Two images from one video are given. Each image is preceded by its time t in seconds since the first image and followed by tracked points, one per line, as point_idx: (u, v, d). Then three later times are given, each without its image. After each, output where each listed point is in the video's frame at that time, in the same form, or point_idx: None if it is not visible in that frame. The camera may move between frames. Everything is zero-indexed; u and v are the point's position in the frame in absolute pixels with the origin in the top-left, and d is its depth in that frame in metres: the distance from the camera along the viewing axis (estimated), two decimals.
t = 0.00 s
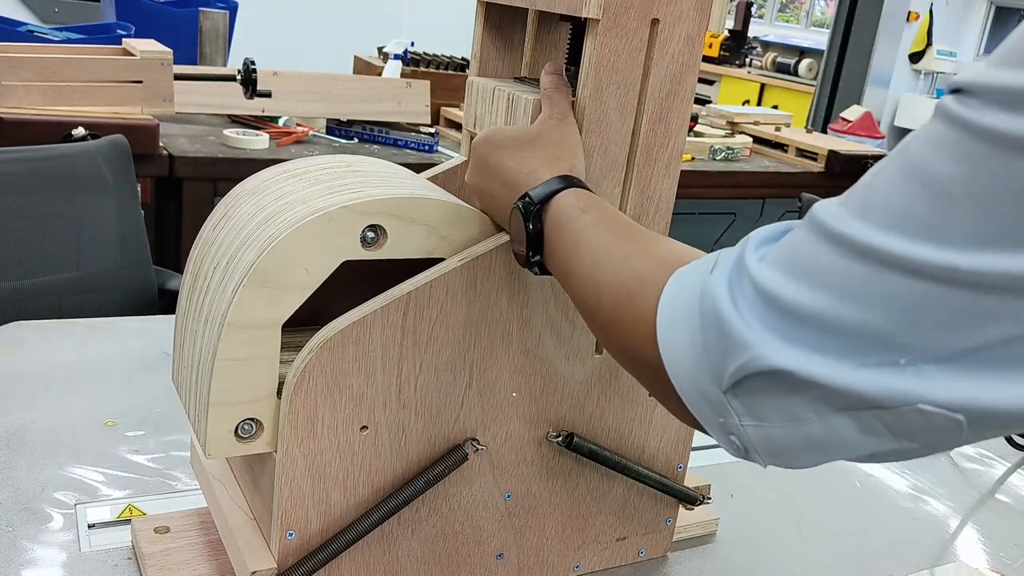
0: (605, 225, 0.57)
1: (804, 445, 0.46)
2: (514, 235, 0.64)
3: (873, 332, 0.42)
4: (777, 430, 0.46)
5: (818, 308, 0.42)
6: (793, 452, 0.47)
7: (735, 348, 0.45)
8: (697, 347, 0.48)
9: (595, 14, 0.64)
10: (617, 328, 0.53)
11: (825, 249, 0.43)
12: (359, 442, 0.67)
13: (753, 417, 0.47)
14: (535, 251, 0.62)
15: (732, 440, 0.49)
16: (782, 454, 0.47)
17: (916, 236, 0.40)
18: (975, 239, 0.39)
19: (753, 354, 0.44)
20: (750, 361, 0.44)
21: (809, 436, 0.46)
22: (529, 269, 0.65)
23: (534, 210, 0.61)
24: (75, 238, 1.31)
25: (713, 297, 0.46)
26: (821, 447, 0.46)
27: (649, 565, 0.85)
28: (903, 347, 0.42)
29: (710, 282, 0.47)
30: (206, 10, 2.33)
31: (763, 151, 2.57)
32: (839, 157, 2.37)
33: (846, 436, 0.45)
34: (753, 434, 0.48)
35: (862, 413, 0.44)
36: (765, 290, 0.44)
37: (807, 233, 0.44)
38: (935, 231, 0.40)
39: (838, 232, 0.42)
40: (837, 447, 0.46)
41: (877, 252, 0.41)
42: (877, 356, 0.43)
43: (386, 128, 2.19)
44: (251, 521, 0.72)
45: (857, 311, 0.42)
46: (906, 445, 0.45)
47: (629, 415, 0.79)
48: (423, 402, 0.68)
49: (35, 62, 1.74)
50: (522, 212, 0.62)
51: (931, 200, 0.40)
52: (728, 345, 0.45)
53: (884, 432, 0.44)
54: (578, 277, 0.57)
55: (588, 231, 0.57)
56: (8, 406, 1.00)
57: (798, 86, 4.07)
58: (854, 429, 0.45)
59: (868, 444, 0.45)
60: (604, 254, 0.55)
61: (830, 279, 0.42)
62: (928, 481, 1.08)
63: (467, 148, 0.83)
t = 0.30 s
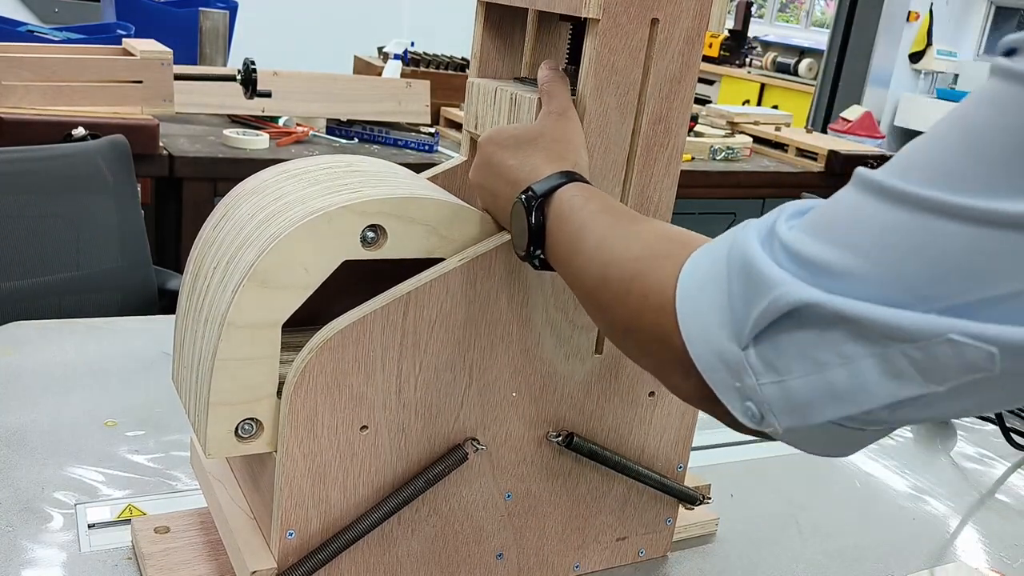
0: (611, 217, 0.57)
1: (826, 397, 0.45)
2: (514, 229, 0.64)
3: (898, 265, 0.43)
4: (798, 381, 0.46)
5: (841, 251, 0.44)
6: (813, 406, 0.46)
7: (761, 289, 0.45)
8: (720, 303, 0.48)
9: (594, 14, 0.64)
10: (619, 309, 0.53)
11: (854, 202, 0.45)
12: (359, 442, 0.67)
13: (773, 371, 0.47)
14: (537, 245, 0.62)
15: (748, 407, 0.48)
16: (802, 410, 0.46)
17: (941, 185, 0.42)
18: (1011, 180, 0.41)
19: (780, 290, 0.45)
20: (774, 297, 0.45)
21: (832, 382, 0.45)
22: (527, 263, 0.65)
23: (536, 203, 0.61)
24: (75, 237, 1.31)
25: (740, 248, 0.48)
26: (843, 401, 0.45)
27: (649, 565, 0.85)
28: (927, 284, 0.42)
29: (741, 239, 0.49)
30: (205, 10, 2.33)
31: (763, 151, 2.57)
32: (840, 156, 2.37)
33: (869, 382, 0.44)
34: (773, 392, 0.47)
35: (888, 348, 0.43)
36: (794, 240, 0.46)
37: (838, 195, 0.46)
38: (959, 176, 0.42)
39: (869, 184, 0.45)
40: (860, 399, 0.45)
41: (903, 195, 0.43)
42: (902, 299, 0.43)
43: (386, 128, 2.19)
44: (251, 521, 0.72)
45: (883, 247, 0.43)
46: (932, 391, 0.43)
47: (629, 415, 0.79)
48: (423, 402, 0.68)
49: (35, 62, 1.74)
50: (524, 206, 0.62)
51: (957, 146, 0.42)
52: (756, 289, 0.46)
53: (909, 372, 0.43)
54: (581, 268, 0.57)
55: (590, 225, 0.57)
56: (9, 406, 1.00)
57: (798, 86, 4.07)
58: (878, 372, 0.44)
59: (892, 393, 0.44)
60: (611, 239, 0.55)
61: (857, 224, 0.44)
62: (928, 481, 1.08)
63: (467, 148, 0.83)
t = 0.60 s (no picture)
0: (621, 219, 0.57)
1: (880, 406, 0.46)
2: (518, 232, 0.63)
3: (961, 279, 0.44)
4: (850, 391, 0.46)
5: (898, 263, 0.45)
6: (865, 415, 0.46)
7: (817, 298, 0.46)
8: (769, 310, 0.48)
9: (594, 14, 0.64)
10: (640, 312, 0.53)
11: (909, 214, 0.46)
12: (359, 441, 0.67)
13: (822, 379, 0.47)
14: (543, 247, 0.61)
15: (791, 413, 0.48)
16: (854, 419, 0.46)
17: (1004, 206, 0.43)
18: None
19: (840, 300, 0.45)
20: (834, 305, 0.45)
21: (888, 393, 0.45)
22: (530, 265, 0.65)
23: (541, 206, 0.61)
24: (75, 237, 1.31)
25: (789, 253, 0.48)
26: (895, 410, 0.46)
27: (649, 565, 0.85)
28: (989, 300, 0.43)
29: (786, 244, 0.49)
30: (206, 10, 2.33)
31: (763, 150, 2.58)
32: (839, 157, 2.36)
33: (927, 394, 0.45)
34: (820, 400, 0.47)
35: (950, 360, 0.44)
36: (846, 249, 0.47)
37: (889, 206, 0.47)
38: (1023, 196, 0.43)
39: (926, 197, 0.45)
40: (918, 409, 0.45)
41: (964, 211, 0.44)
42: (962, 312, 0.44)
43: (387, 128, 2.20)
44: (250, 520, 0.72)
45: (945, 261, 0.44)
46: (992, 404, 0.44)
47: (629, 415, 0.79)
48: (423, 403, 0.68)
49: (35, 62, 1.74)
50: (529, 208, 0.61)
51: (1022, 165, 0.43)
52: (811, 297, 0.46)
53: (970, 384, 0.44)
54: (592, 269, 0.57)
55: (603, 228, 0.57)
56: (9, 405, 1.00)
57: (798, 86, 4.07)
58: (936, 383, 0.45)
59: (949, 404, 0.45)
60: (626, 242, 0.55)
61: (915, 238, 0.45)
62: (929, 481, 1.08)
63: (467, 147, 0.83)
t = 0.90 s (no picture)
0: (626, 224, 0.58)
1: (880, 419, 0.46)
2: (524, 235, 0.63)
3: (965, 293, 0.43)
4: (852, 404, 0.47)
5: (897, 273, 0.45)
6: (867, 427, 0.47)
7: (819, 313, 0.46)
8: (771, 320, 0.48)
9: (594, 14, 0.64)
10: (647, 319, 0.53)
11: (912, 220, 0.45)
12: (359, 442, 0.67)
13: (825, 391, 0.47)
14: (548, 249, 0.61)
15: (794, 423, 0.49)
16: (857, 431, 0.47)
17: (998, 201, 0.43)
18: None
19: (841, 315, 0.45)
20: (838, 320, 0.45)
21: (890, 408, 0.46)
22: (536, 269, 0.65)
23: (548, 208, 0.61)
24: (75, 237, 1.31)
25: (793, 262, 0.48)
26: (898, 423, 0.46)
27: (649, 565, 0.85)
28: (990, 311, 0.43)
29: (789, 252, 0.49)
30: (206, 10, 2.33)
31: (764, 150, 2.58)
32: (838, 157, 2.36)
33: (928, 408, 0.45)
34: (824, 410, 0.48)
35: (951, 377, 0.44)
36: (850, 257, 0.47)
37: (893, 209, 0.47)
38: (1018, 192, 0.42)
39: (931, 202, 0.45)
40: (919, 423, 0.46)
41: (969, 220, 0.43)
42: (965, 327, 0.44)
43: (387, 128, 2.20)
44: (250, 520, 0.72)
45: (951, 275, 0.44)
46: (993, 419, 0.44)
47: (629, 415, 0.79)
48: (423, 404, 0.68)
49: (35, 62, 1.74)
50: (536, 210, 0.61)
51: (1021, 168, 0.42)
52: (813, 311, 0.46)
53: (971, 401, 0.44)
54: (596, 273, 0.57)
55: (608, 232, 0.58)
56: (9, 405, 1.01)
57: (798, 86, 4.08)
58: (938, 399, 0.45)
59: (950, 418, 0.45)
60: (633, 247, 0.55)
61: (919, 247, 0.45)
62: (929, 480, 1.08)
63: (467, 147, 0.83)
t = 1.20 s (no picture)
0: (622, 220, 0.57)
1: (866, 423, 0.47)
2: (522, 231, 0.63)
3: (957, 306, 0.44)
4: (837, 407, 0.47)
5: (887, 279, 0.45)
6: (851, 429, 0.47)
7: (808, 318, 0.46)
8: (758, 322, 0.48)
9: (594, 13, 0.64)
10: (638, 314, 0.53)
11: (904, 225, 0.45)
12: (360, 441, 0.67)
13: (811, 393, 0.47)
14: (545, 246, 0.61)
15: (780, 421, 0.49)
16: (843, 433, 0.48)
17: (998, 215, 0.43)
18: None
19: (829, 321, 0.45)
20: (829, 326, 0.45)
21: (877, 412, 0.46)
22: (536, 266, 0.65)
23: (546, 204, 0.61)
24: (75, 238, 1.31)
25: (782, 262, 0.47)
26: (883, 426, 0.47)
27: (649, 564, 0.86)
28: (978, 319, 0.44)
29: (777, 251, 0.48)
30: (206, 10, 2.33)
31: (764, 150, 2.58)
32: (838, 157, 2.36)
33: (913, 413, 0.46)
34: (810, 412, 0.48)
35: (937, 386, 0.45)
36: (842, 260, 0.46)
37: (886, 211, 0.46)
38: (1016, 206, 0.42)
39: (928, 208, 0.44)
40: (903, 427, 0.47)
41: (965, 232, 0.43)
42: (954, 337, 0.45)
43: (387, 128, 2.20)
44: (251, 520, 0.72)
45: (944, 286, 0.44)
46: (976, 426, 0.46)
47: (629, 414, 0.79)
48: (423, 403, 0.68)
49: (35, 62, 1.74)
50: (534, 206, 0.61)
51: (1018, 176, 0.42)
52: (801, 315, 0.46)
53: (956, 408, 0.45)
54: (592, 269, 0.57)
55: (604, 230, 0.57)
56: (9, 405, 1.01)
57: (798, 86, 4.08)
58: (923, 405, 0.46)
59: (933, 423, 0.46)
60: (629, 241, 0.55)
61: (913, 255, 0.44)
62: (929, 480, 1.08)
63: (467, 147, 0.83)
